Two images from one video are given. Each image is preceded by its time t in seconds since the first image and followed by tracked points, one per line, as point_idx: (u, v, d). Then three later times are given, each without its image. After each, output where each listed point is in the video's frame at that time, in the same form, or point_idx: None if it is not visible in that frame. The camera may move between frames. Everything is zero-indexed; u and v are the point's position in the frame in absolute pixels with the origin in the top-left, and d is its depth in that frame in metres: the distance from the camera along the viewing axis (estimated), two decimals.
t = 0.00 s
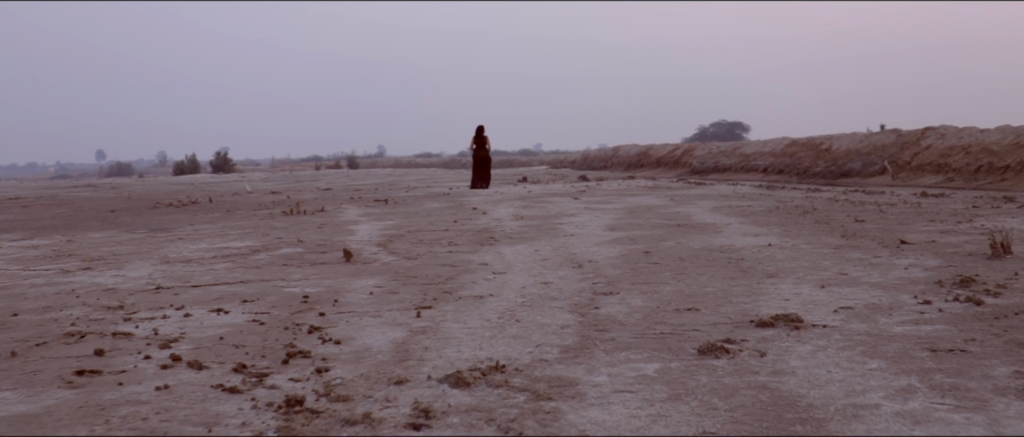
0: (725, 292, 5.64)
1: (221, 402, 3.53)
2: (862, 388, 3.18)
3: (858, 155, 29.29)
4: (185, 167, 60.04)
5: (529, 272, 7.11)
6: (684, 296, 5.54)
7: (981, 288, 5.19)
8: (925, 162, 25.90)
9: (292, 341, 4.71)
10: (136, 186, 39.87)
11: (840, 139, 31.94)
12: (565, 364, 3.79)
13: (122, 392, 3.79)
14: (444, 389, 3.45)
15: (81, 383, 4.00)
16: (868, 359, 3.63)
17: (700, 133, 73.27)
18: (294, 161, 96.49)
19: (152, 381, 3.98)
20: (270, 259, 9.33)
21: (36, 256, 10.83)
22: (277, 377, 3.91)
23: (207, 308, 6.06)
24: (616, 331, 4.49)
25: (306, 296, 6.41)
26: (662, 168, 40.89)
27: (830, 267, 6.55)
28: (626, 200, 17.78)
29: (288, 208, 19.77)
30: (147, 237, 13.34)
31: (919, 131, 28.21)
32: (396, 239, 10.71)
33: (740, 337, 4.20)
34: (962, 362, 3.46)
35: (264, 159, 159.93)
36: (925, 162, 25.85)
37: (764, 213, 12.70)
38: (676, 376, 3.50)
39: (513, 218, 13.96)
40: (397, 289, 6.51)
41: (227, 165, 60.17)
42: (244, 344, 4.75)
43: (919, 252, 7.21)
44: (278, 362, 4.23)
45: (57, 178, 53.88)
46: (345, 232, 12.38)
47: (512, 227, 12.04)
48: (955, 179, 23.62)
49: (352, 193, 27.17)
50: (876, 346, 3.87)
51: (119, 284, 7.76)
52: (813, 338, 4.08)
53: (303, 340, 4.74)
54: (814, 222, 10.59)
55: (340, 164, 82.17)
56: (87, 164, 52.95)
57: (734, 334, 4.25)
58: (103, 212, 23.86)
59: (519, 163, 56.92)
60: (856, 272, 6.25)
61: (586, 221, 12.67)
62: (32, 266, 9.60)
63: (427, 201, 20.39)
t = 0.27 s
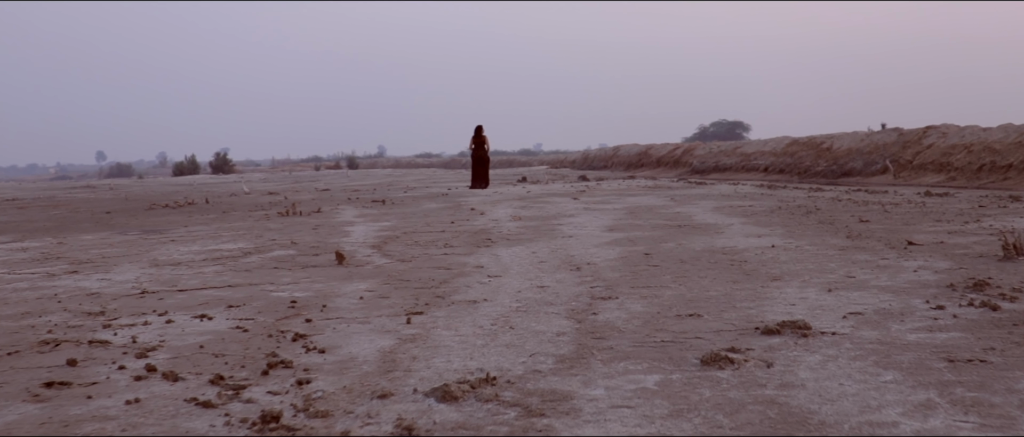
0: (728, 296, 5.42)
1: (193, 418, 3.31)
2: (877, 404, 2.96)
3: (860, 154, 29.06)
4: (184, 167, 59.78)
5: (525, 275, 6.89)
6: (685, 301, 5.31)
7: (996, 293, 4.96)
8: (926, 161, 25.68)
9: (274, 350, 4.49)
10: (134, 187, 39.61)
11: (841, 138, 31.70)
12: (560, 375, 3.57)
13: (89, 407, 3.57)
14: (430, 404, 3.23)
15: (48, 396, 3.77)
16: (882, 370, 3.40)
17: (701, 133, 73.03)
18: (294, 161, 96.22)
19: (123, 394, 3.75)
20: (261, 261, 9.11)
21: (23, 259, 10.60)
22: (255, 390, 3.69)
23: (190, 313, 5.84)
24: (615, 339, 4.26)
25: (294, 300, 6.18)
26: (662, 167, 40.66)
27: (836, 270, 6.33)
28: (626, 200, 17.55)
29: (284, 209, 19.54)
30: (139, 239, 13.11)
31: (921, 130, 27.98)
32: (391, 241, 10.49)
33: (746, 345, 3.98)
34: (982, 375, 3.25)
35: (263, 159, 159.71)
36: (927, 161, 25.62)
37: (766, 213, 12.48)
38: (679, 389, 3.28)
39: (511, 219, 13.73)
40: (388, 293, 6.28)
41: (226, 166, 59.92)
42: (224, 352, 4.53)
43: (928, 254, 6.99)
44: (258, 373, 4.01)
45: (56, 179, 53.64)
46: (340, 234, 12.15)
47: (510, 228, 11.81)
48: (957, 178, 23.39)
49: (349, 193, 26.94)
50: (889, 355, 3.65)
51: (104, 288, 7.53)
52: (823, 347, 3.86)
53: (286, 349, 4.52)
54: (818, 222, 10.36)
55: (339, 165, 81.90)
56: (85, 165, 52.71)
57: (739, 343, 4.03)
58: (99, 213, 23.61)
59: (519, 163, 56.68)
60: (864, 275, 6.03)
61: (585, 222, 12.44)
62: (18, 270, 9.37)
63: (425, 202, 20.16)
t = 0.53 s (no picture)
0: (732, 301, 5.23)
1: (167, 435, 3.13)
2: (893, 421, 2.77)
3: (862, 154, 28.87)
4: (185, 168, 59.61)
5: (522, 279, 6.70)
6: (687, 306, 5.12)
7: (1010, 298, 4.78)
8: (929, 161, 25.48)
9: (258, 359, 4.30)
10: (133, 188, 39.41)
11: (842, 138, 31.51)
12: (555, 388, 3.39)
13: (59, 422, 3.38)
14: (417, 419, 3.04)
15: (18, 410, 3.59)
16: (895, 382, 3.22)
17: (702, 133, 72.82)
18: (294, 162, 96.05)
19: (97, 407, 3.57)
20: (253, 264, 8.92)
21: (14, 262, 10.42)
22: (235, 404, 3.51)
23: (175, 320, 5.65)
24: (614, 347, 4.08)
25: (283, 306, 5.99)
26: (663, 168, 40.47)
27: (842, 274, 6.14)
28: (627, 201, 17.36)
29: (282, 210, 19.35)
30: (133, 241, 12.92)
31: (923, 130, 27.78)
32: (388, 243, 10.31)
33: (751, 355, 3.79)
34: (1003, 388, 3.07)
35: (264, 160, 159.53)
36: (929, 161, 25.43)
37: (768, 214, 12.29)
38: (681, 403, 3.09)
39: (511, 220, 13.55)
40: (381, 298, 6.10)
41: (227, 166, 59.74)
42: (207, 361, 4.34)
43: (936, 257, 6.80)
44: (240, 385, 3.82)
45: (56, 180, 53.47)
46: (336, 236, 11.97)
47: (509, 230, 11.62)
48: (960, 178, 23.20)
49: (348, 194, 26.72)
50: (902, 365, 3.46)
51: (91, 293, 7.35)
52: (832, 357, 3.67)
53: (271, 358, 4.33)
54: (821, 224, 10.17)
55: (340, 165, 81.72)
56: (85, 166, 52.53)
57: (744, 352, 3.84)
58: (96, 214, 23.42)
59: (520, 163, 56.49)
60: (872, 279, 5.84)
61: (585, 224, 12.25)
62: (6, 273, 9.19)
63: (425, 202, 19.97)
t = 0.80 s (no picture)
0: (735, 308, 5.00)
1: None
2: None
3: (864, 155, 28.64)
4: (185, 167, 59.38)
5: (517, 284, 6.47)
6: (688, 314, 4.89)
7: None
8: (931, 162, 25.25)
9: (236, 370, 4.08)
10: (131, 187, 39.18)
11: (844, 139, 31.28)
12: (548, 404, 3.16)
13: None
14: None
15: None
16: (912, 400, 2.99)
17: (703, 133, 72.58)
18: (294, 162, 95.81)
19: (58, 423, 3.34)
20: (243, 267, 8.69)
21: None
22: (205, 420, 3.28)
23: (155, 326, 5.42)
24: (611, 359, 3.85)
25: (269, 311, 5.76)
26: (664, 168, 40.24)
27: (849, 279, 5.91)
28: (626, 203, 17.13)
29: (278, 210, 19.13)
30: (125, 242, 12.69)
31: (926, 131, 27.55)
32: (382, 244, 10.08)
33: (757, 367, 3.56)
34: None
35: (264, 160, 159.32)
36: (932, 162, 25.19)
37: (770, 216, 12.06)
38: (683, 423, 2.87)
39: (508, 221, 13.32)
40: (370, 303, 5.87)
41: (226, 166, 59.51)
42: (182, 372, 4.11)
43: (945, 261, 6.56)
44: (213, 398, 3.60)
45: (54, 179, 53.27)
46: (330, 237, 11.74)
47: (506, 232, 11.39)
48: (962, 179, 22.97)
49: (346, 194, 26.50)
50: (918, 381, 3.24)
51: (73, 296, 7.12)
52: (842, 371, 3.44)
53: (249, 368, 4.11)
54: (825, 226, 9.94)
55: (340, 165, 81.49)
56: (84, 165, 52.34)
57: (749, 364, 3.61)
58: (92, 214, 23.18)
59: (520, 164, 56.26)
60: (880, 285, 5.61)
61: (584, 225, 12.03)
62: None
63: (422, 203, 19.74)
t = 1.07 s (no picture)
0: (738, 316, 4.77)
1: None
2: None
3: (866, 155, 28.39)
4: (184, 167, 59.13)
5: (511, 289, 6.24)
6: (689, 322, 4.66)
7: None
8: (934, 162, 25.01)
9: (210, 383, 3.85)
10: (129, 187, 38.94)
11: (846, 139, 31.03)
12: (537, 424, 2.94)
13: None
14: None
15: None
16: (931, 421, 2.77)
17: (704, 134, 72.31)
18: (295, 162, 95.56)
19: None
20: (232, 270, 8.46)
21: None
22: None
23: (132, 333, 5.19)
24: (606, 372, 3.63)
25: (252, 318, 5.53)
26: (665, 169, 40.00)
27: (856, 284, 5.67)
28: (626, 203, 16.89)
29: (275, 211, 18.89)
30: (115, 244, 12.46)
31: (928, 131, 27.31)
32: (375, 247, 9.85)
33: (762, 383, 3.33)
34: None
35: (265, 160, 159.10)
36: (934, 163, 24.95)
37: (772, 218, 11.83)
38: None
39: (506, 223, 13.09)
40: (358, 309, 5.64)
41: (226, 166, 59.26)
42: (153, 384, 3.89)
43: (955, 265, 6.33)
44: (182, 415, 3.37)
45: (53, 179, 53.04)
46: (324, 239, 11.50)
47: (503, 234, 11.16)
48: (966, 180, 22.72)
49: (344, 195, 26.26)
50: (936, 399, 3.01)
51: (55, 300, 6.90)
52: (853, 386, 3.22)
53: (224, 381, 3.88)
54: (829, 228, 9.70)
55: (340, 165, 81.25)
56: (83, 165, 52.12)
57: (754, 379, 3.39)
58: (88, 215, 22.93)
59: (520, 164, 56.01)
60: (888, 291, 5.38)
61: (583, 227, 11.79)
62: None
63: (420, 204, 19.51)
